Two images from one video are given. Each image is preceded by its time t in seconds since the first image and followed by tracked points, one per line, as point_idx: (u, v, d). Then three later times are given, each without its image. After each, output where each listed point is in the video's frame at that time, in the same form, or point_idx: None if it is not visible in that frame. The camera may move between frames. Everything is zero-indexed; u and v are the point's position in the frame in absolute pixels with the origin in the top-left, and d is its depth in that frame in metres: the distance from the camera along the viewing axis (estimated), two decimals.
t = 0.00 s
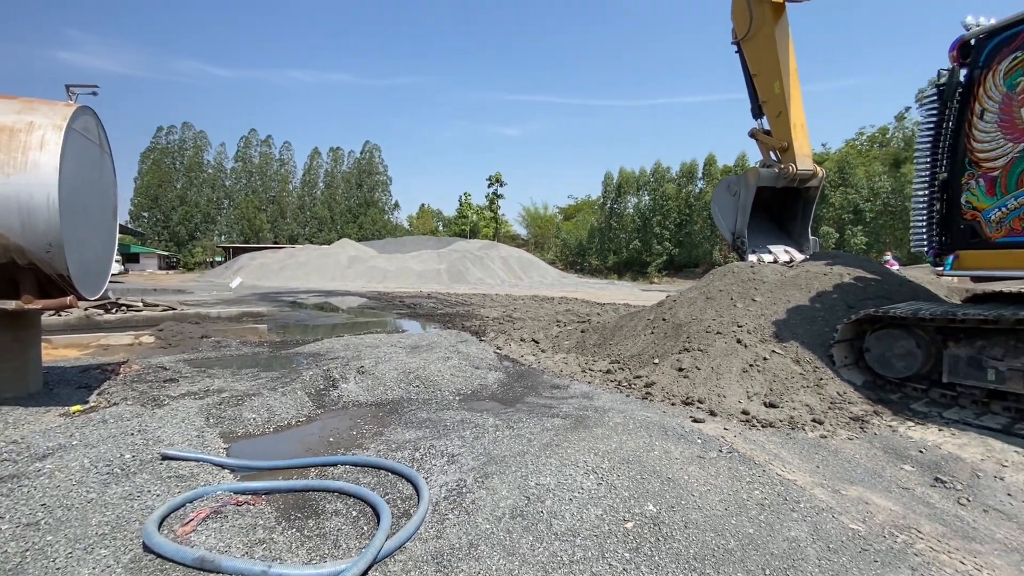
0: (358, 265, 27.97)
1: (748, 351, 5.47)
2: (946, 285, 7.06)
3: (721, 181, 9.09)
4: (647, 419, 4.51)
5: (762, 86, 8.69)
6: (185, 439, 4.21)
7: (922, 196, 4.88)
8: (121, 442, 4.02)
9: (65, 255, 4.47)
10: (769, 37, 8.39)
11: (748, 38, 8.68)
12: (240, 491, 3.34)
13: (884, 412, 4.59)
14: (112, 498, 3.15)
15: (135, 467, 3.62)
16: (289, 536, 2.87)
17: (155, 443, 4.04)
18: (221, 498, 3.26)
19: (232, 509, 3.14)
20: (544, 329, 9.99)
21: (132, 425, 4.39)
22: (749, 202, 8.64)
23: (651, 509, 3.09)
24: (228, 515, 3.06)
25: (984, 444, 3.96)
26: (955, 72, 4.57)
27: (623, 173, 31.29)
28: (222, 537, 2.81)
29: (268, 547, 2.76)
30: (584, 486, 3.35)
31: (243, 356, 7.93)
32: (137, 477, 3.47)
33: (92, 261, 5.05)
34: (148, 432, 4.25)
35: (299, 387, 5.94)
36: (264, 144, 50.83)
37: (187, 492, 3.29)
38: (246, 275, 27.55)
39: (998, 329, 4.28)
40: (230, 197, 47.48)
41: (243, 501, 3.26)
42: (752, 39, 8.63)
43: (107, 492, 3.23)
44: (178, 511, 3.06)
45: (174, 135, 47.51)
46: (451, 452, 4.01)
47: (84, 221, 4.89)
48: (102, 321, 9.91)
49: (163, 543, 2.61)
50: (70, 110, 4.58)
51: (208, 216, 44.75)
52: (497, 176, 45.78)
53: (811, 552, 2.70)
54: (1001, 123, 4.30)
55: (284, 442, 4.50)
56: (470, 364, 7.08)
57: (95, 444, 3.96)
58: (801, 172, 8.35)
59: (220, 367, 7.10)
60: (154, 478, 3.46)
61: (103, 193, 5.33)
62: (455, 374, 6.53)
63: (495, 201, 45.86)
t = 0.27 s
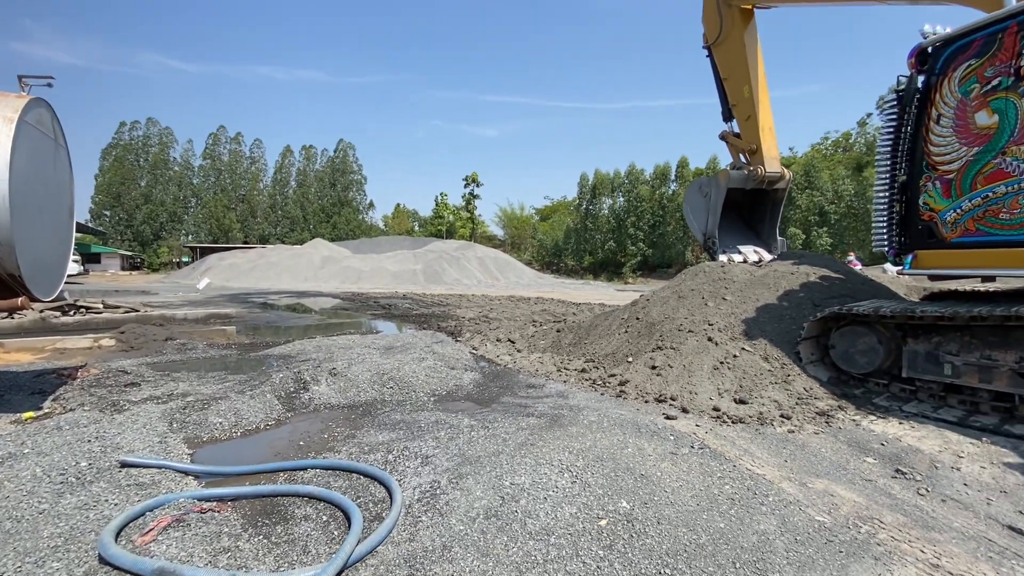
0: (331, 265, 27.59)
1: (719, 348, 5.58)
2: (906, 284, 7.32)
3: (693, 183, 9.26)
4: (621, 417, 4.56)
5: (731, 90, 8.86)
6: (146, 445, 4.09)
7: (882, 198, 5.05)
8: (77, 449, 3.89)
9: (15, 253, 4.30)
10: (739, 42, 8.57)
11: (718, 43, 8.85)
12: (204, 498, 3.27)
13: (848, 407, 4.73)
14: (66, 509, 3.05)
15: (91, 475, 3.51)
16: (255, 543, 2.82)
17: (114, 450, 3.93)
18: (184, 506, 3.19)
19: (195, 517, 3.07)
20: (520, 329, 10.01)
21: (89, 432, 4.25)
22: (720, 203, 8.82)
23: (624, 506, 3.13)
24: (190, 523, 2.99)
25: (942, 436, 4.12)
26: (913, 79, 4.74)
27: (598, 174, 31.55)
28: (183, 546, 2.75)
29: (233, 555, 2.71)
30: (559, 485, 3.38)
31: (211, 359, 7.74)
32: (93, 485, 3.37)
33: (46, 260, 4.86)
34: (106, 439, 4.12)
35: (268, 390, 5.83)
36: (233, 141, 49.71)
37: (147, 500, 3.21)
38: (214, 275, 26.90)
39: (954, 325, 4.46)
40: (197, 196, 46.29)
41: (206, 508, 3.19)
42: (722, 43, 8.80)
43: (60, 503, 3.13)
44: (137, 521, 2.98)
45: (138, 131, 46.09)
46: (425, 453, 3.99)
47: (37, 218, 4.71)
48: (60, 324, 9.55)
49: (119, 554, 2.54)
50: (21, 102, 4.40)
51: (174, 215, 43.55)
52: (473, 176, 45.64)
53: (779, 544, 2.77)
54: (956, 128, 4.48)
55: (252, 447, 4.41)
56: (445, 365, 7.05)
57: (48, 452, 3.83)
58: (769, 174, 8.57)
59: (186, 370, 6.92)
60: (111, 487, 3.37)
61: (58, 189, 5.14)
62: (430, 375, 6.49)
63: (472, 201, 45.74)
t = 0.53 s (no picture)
0: (302, 268, 27.10)
1: (689, 349, 5.69)
2: (866, 285, 7.59)
3: (663, 187, 9.43)
4: (594, 418, 4.61)
5: (700, 96, 9.06)
6: (102, 456, 3.97)
7: (843, 202, 5.23)
8: (26, 462, 3.76)
9: None
10: (707, 50, 8.77)
11: (687, 50, 9.04)
12: (163, 510, 3.19)
13: (812, 404, 4.89)
14: (14, 525, 2.95)
15: (41, 489, 3.40)
16: (218, 556, 2.77)
17: (67, 462, 3.80)
18: (142, 519, 3.10)
19: (153, 530, 3.00)
20: (495, 331, 10.01)
21: (40, 443, 4.10)
22: (689, 206, 9.00)
23: (597, 507, 3.16)
24: (148, 537, 2.91)
25: (900, 431, 4.29)
26: (871, 88, 4.94)
27: (572, 178, 31.79)
28: (140, 561, 2.68)
29: (194, 568, 2.65)
30: (532, 487, 3.40)
31: (175, 365, 7.53)
32: (43, 500, 3.26)
33: None
34: (59, 450, 3.98)
35: (234, 396, 5.71)
36: (199, 141, 48.45)
37: (103, 514, 3.12)
38: (179, 278, 26.15)
39: (911, 325, 4.65)
40: (161, 197, 44.95)
41: (166, 521, 3.12)
42: (691, 51, 8.99)
43: (7, 519, 3.02)
44: (91, 536, 2.89)
45: (97, 130, 44.52)
46: (397, 458, 3.96)
47: None
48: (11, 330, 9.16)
49: (70, 571, 2.47)
50: None
51: (136, 215, 42.19)
52: (448, 178, 45.45)
53: (748, 541, 2.83)
54: (911, 135, 4.68)
55: (216, 455, 4.32)
56: (418, 368, 7.00)
57: None
58: (737, 178, 8.79)
59: (148, 377, 6.71)
60: (63, 501, 3.27)
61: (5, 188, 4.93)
62: (402, 379, 6.44)
63: (446, 204, 45.56)
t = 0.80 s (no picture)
0: (269, 272, 26.53)
1: (659, 352, 5.78)
2: (827, 289, 7.85)
3: (633, 193, 9.58)
4: (566, 422, 4.63)
5: (669, 104, 9.24)
6: (50, 472, 3.83)
7: (804, 209, 5.40)
8: None
9: None
10: (674, 59, 8.96)
11: (656, 59, 9.21)
12: (115, 527, 3.07)
13: (777, 405, 5.02)
14: None
15: None
16: (173, 574, 2.68)
17: (12, 479, 3.65)
18: (92, 537, 2.99)
19: (103, 549, 2.89)
20: (467, 336, 9.98)
21: None
22: (659, 212, 9.16)
23: (569, 511, 3.18)
24: (97, 556, 2.81)
25: (860, 430, 4.44)
26: (829, 99, 5.12)
27: (545, 183, 31.98)
28: None
29: None
30: (504, 493, 3.39)
31: (133, 374, 7.27)
32: None
33: None
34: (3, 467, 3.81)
35: (195, 406, 5.54)
36: (162, 142, 47.05)
37: (50, 533, 2.99)
38: (139, 284, 25.30)
39: (868, 326, 4.82)
40: (120, 199, 43.45)
41: (118, 539, 3.01)
42: (659, 60, 9.17)
43: None
44: (35, 557, 2.78)
45: (52, 129, 42.80)
46: (365, 467, 3.91)
47: None
48: None
49: None
50: None
51: (94, 218, 40.66)
52: (421, 182, 45.17)
53: (715, 541, 2.89)
54: (867, 145, 4.87)
55: (174, 468, 4.19)
56: (389, 375, 6.92)
57: None
58: (704, 185, 9.00)
59: (103, 387, 6.47)
60: (5, 521, 3.14)
61: None
62: (372, 386, 6.36)
63: (419, 208, 45.25)
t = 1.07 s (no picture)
0: (232, 278, 25.84)
1: (626, 356, 5.85)
2: (787, 294, 8.09)
3: (601, 200, 9.70)
4: (534, 428, 4.64)
5: (635, 113, 9.40)
6: None
7: (764, 216, 5.55)
8: None
9: None
10: (641, 69, 9.13)
11: (623, 69, 9.37)
12: (55, 550, 2.93)
13: (740, 407, 5.13)
14: None
15: None
16: None
17: None
18: (30, 561, 2.85)
19: (42, 573, 2.75)
20: (437, 343, 9.90)
21: None
22: (626, 218, 9.30)
23: (536, 518, 3.17)
24: None
25: (818, 430, 4.58)
26: (787, 110, 5.30)
27: (517, 190, 32.09)
28: None
29: None
30: (471, 502, 3.36)
31: (84, 386, 6.96)
32: None
33: None
34: None
35: (148, 419, 5.34)
36: (119, 143, 45.42)
37: None
38: (93, 290, 24.29)
39: (825, 330, 4.97)
40: (73, 202, 41.70)
41: (58, 562, 2.87)
42: (627, 69, 9.33)
43: None
44: None
45: None
46: (328, 479, 3.83)
47: None
48: None
49: None
50: None
51: (44, 222, 38.92)
52: (394, 187, 44.72)
53: (680, 544, 2.92)
54: (822, 155, 5.04)
55: (124, 485, 4.03)
56: (355, 383, 6.81)
57: None
58: (669, 193, 9.18)
59: (50, 400, 6.18)
60: None
61: None
62: (337, 395, 6.24)
63: (389, 214, 44.79)
